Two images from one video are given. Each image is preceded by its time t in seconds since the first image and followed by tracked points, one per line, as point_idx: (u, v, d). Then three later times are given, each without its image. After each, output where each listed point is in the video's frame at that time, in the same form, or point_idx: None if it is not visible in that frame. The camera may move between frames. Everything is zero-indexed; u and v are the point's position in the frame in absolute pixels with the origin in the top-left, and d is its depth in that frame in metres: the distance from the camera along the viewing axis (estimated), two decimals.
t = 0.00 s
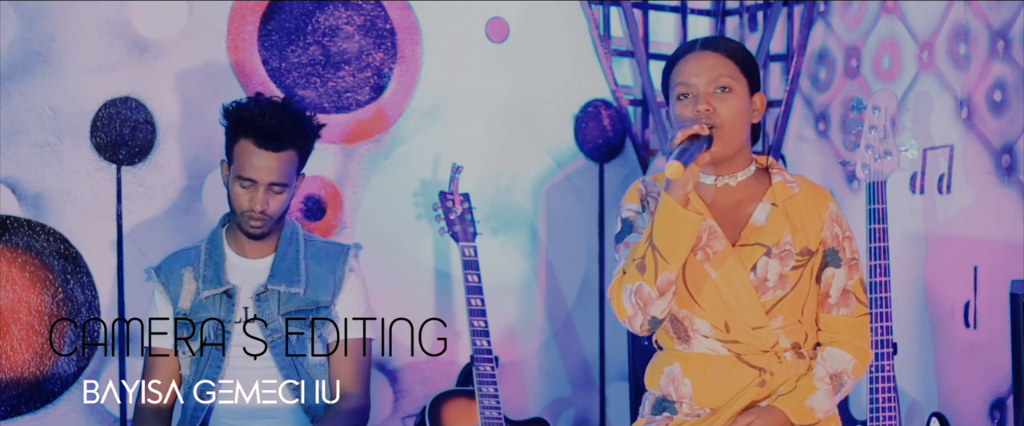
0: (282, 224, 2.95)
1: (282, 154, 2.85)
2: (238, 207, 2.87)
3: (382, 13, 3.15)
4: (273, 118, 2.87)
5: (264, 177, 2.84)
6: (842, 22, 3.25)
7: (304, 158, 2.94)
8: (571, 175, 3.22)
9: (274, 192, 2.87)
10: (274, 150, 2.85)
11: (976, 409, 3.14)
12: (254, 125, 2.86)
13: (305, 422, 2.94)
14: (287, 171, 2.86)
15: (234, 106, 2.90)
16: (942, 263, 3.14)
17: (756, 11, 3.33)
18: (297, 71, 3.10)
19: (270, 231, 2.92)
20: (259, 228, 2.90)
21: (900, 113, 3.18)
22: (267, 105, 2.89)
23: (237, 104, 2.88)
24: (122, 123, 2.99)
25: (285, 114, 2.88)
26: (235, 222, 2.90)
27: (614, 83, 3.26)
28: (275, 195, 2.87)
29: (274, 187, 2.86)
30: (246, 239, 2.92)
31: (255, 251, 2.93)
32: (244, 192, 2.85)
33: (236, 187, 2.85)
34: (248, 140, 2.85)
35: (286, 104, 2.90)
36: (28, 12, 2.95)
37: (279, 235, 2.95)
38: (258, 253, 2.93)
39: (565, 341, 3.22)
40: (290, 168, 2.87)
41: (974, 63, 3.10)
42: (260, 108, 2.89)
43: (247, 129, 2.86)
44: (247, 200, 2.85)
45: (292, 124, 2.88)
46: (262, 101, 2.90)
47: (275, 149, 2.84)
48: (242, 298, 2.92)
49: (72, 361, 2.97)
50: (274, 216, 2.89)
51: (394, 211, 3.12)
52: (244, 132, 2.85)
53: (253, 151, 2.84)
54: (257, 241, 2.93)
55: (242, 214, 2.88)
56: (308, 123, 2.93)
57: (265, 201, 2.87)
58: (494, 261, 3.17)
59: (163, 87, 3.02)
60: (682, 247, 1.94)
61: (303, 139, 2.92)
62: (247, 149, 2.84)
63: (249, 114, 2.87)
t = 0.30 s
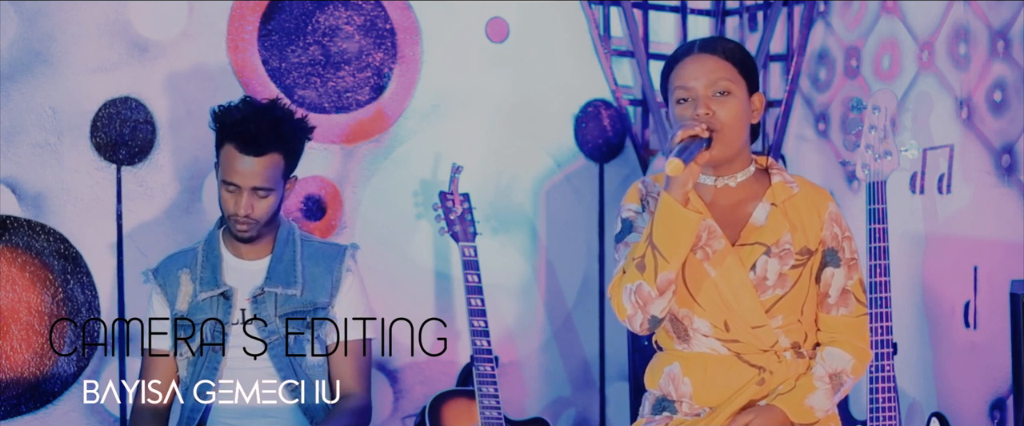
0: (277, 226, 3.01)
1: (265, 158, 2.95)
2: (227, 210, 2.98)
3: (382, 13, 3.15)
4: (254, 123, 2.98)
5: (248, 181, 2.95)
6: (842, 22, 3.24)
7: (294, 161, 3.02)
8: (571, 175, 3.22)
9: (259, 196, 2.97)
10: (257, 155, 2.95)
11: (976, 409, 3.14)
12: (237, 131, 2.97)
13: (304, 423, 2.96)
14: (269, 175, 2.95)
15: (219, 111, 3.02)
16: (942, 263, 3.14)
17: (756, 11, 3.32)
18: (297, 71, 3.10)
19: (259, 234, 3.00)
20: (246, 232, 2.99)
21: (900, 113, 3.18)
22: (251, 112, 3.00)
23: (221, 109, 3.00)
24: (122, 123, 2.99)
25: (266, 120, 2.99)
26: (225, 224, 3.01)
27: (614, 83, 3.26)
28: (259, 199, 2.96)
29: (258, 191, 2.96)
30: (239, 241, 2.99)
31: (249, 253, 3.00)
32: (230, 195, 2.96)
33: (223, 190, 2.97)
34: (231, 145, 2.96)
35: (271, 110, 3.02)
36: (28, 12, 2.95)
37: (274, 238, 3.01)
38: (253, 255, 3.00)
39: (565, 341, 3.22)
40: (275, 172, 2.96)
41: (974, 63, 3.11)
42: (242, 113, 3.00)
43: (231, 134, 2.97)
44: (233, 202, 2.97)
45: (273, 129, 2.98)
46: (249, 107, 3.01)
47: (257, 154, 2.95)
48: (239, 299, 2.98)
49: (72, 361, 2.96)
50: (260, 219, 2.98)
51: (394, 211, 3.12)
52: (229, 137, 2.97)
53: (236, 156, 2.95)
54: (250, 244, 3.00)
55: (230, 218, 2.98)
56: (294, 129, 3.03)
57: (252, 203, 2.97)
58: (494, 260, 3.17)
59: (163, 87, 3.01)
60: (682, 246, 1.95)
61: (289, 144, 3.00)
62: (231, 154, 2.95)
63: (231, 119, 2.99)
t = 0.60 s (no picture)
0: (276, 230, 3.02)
1: (278, 177, 2.94)
2: (234, 224, 2.97)
3: (381, 13, 3.15)
4: (267, 143, 2.96)
5: (260, 199, 2.94)
6: (842, 22, 3.24)
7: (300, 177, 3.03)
8: (571, 175, 3.22)
9: (269, 211, 2.97)
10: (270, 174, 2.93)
11: (976, 409, 3.15)
12: (250, 150, 2.95)
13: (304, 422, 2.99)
14: (282, 193, 2.95)
15: (226, 127, 2.99)
16: (943, 263, 3.14)
17: (756, 11, 3.31)
18: (297, 71, 3.10)
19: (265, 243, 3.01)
20: (254, 243, 2.99)
21: (900, 113, 3.17)
22: (260, 131, 2.98)
23: (230, 126, 2.97)
24: (122, 123, 2.99)
25: (279, 138, 2.97)
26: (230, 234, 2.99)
27: (614, 83, 3.26)
28: (270, 214, 2.97)
29: (269, 207, 2.96)
30: (242, 249, 3.00)
31: (249, 256, 3.01)
32: (240, 212, 2.95)
33: (232, 206, 2.95)
34: (244, 164, 2.94)
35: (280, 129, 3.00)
36: (29, 12, 2.95)
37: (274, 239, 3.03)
38: (252, 257, 3.01)
39: (565, 341, 3.22)
40: (285, 188, 2.96)
41: (974, 63, 3.14)
42: (254, 132, 2.98)
43: (242, 153, 2.95)
44: (241, 218, 2.95)
45: (287, 148, 2.97)
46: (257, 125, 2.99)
47: (269, 173, 2.92)
48: (238, 301, 2.99)
49: (72, 361, 2.97)
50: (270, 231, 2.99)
51: (394, 211, 3.12)
52: (238, 154, 2.96)
53: (248, 174, 2.93)
54: (252, 252, 3.01)
55: (238, 230, 2.97)
56: (302, 147, 3.03)
57: (260, 219, 2.96)
58: (494, 261, 3.17)
59: (163, 87, 3.01)
60: (689, 248, 1.95)
61: (297, 161, 3.00)
62: (243, 172, 2.93)
63: (243, 138, 2.97)
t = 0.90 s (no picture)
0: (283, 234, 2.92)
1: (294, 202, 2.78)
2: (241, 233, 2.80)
3: (382, 13, 3.15)
4: (290, 167, 2.78)
5: (271, 217, 2.77)
6: (842, 22, 3.25)
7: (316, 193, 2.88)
8: (571, 175, 3.22)
9: (279, 230, 2.80)
10: (287, 197, 2.76)
11: (976, 409, 3.14)
12: (271, 168, 2.76)
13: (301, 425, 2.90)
14: (295, 215, 2.80)
15: (253, 139, 2.80)
16: (943, 263, 3.14)
17: (756, 11, 3.32)
18: (297, 71, 3.10)
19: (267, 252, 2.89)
20: (257, 253, 2.85)
21: (900, 114, 3.18)
22: (279, 148, 2.79)
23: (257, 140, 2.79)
24: (122, 123, 2.99)
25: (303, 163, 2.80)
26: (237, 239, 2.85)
27: (614, 83, 3.26)
28: (279, 233, 2.81)
29: (279, 227, 2.79)
30: (247, 256, 2.89)
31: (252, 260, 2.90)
32: (249, 225, 2.78)
33: (243, 218, 2.78)
34: (262, 181, 2.75)
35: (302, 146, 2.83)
36: (28, 12, 2.95)
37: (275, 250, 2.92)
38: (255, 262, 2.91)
39: (565, 341, 3.22)
40: (298, 210, 2.80)
41: (974, 63, 3.12)
42: (279, 153, 2.79)
43: (263, 170, 2.76)
44: (249, 230, 2.79)
45: (308, 174, 2.81)
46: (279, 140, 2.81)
47: (286, 195, 2.75)
48: (239, 305, 2.90)
49: (72, 361, 2.96)
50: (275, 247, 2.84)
51: (394, 211, 3.12)
52: (255, 166, 2.77)
53: (264, 192, 2.75)
54: (256, 260, 2.90)
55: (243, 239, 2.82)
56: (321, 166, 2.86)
57: (268, 234, 2.79)
58: (494, 261, 3.17)
59: (163, 87, 3.01)
60: (697, 249, 1.94)
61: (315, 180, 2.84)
62: (260, 190, 2.75)
63: (267, 157, 2.77)
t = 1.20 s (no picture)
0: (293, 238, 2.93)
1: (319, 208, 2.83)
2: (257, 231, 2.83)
3: (382, 13, 3.15)
4: (323, 173, 2.84)
5: (294, 219, 2.81)
6: (842, 22, 3.24)
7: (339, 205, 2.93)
8: (571, 175, 3.22)
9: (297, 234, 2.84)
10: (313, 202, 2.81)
11: (976, 409, 3.14)
12: (302, 169, 2.82)
13: None
14: (315, 221, 2.84)
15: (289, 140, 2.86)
16: (943, 263, 3.14)
17: (756, 11, 3.32)
18: (297, 71, 3.10)
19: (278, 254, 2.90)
20: (268, 254, 2.87)
21: (900, 113, 3.17)
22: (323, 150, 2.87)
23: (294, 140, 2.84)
24: (122, 123, 2.99)
25: (334, 171, 2.87)
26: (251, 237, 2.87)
27: (614, 83, 3.26)
28: (296, 237, 2.84)
29: (299, 231, 2.83)
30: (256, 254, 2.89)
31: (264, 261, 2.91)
32: (270, 224, 2.81)
33: (265, 216, 2.80)
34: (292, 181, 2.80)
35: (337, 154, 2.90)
36: (28, 12, 2.95)
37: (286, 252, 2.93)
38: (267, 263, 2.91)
39: (565, 341, 3.22)
40: (320, 217, 2.85)
41: (975, 63, 3.13)
42: (315, 157, 2.86)
43: (295, 171, 2.81)
44: (268, 229, 2.81)
45: (337, 183, 2.87)
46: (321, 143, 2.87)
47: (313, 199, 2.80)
48: (247, 305, 2.91)
49: (72, 361, 2.96)
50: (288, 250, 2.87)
51: (394, 211, 3.12)
52: (288, 166, 2.81)
53: (293, 193, 2.79)
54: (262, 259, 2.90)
55: (259, 238, 2.84)
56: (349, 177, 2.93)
57: (285, 238, 2.82)
58: (494, 260, 3.17)
59: (163, 87, 3.01)
60: (705, 244, 1.91)
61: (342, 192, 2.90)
62: (288, 189, 2.79)
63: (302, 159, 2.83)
